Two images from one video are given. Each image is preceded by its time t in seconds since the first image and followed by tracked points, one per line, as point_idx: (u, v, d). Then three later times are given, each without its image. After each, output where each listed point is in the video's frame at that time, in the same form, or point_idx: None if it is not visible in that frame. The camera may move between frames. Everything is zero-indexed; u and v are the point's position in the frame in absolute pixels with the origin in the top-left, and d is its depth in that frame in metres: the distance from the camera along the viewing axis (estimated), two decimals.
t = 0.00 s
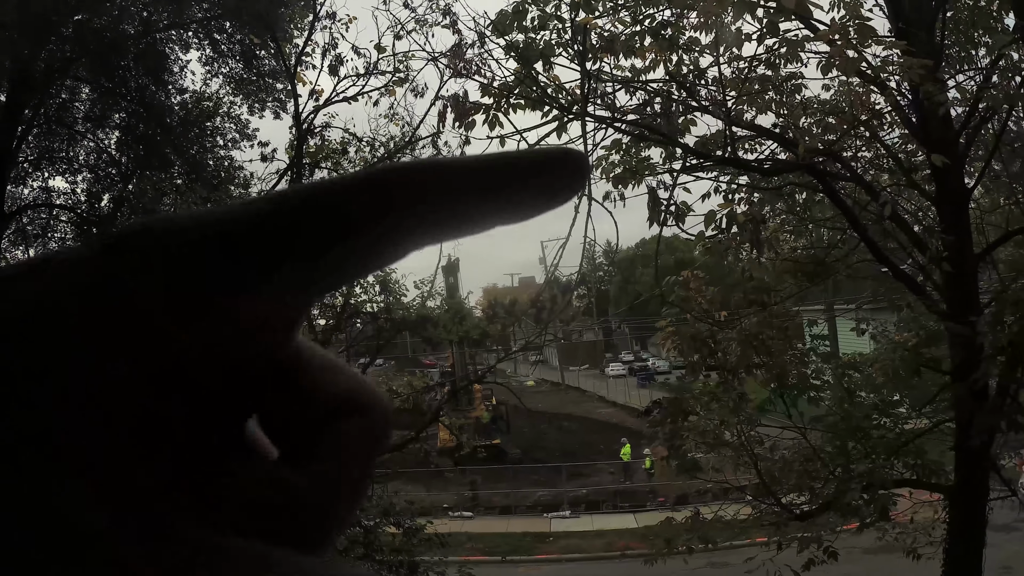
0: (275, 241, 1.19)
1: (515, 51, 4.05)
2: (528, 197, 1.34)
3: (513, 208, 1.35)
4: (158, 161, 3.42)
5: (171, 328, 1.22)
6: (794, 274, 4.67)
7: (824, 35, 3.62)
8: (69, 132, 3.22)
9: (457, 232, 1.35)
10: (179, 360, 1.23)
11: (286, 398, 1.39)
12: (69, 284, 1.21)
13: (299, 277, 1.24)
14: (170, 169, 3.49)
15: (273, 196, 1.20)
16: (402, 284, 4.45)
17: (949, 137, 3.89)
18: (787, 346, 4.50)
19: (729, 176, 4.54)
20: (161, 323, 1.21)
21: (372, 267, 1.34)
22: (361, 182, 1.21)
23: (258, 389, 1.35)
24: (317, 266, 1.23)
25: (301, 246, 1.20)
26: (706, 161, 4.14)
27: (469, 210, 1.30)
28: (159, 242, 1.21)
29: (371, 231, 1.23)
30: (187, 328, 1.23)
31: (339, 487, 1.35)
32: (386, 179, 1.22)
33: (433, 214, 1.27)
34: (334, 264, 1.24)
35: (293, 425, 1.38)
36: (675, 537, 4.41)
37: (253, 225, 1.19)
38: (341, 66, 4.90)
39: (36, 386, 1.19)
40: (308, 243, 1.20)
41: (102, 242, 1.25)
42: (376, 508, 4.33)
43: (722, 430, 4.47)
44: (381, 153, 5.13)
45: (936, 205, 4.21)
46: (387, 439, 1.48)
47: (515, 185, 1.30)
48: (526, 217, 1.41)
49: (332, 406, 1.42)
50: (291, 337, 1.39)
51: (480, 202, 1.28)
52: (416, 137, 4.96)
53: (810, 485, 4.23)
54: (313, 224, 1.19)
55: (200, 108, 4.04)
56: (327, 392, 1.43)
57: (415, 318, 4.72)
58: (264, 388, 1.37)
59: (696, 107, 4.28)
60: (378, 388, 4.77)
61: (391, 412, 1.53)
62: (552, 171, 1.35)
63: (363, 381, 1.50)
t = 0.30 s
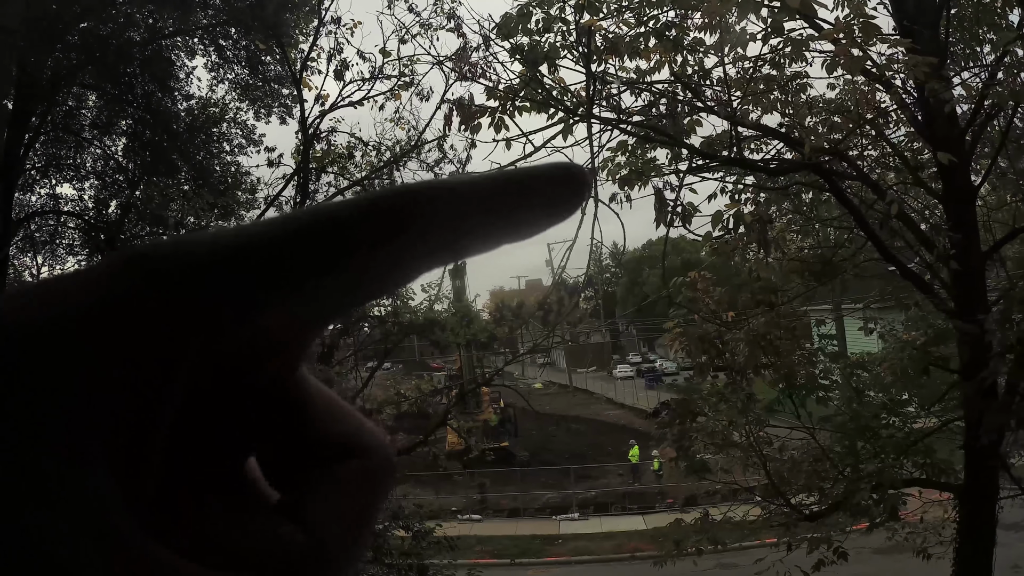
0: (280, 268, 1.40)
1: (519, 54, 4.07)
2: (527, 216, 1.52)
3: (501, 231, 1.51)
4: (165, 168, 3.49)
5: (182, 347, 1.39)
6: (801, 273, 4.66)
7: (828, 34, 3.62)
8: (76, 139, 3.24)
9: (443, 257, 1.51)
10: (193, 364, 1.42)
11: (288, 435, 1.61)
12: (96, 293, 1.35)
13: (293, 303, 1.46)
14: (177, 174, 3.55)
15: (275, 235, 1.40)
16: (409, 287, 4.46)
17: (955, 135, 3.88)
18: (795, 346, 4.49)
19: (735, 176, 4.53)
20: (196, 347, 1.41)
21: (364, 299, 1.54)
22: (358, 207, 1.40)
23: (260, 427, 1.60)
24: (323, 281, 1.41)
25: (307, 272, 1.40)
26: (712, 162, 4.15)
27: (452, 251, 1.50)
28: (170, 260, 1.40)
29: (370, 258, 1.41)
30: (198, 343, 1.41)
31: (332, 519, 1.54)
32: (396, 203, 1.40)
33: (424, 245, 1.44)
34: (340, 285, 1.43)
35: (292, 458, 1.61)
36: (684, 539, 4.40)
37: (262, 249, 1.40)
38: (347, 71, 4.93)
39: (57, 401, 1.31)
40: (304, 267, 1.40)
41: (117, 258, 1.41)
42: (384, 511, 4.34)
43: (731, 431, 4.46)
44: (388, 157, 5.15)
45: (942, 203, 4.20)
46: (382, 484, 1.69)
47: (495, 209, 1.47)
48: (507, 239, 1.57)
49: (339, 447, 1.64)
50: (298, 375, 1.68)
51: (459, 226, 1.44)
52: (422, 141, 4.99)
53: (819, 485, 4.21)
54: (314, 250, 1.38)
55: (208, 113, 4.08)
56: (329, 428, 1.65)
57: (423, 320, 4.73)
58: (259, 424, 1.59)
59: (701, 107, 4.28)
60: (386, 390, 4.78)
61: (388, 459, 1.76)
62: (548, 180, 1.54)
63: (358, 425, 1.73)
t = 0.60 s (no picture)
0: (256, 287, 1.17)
1: (524, 50, 4.06)
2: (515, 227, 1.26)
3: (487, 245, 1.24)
4: (170, 166, 3.57)
5: (175, 358, 1.20)
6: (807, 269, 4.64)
7: (834, 29, 3.60)
8: (82, 137, 3.23)
9: (449, 273, 1.28)
10: (166, 377, 1.21)
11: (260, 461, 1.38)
12: (97, 290, 1.21)
13: (257, 301, 1.18)
14: (181, 172, 3.64)
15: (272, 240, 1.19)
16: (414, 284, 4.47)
17: (962, 130, 3.86)
18: (800, 343, 4.47)
19: (741, 172, 4.52)
20: (200, 350, 1.20)
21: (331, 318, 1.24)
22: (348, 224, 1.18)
23: (191, 448, 1.32)
24: (318, 297, 1.18)
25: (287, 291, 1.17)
26: (717, 158, 4.13)
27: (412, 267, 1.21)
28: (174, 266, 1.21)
29: (390, 269, 1.18)
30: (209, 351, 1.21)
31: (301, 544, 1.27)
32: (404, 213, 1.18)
33: (438, 259, 1.21)
34: (329, 304, 1.19)
35: (260, 489, 1.35)
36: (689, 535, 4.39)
37: (254, 264, 1.16)
38: (352, 68, 4.93)
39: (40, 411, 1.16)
40: (292, 290, 1.17)
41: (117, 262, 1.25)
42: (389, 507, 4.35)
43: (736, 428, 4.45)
44: (392, 154, 5.15)
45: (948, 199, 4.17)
46: (352, 513, 1.44)
47: (504, 224, 1.23)
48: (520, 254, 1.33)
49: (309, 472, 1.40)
50: (270, 386, 1.38)
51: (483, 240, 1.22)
52: (427, 138, 4.98)
53: (825, 482, 4.20)
54: (298, 266, 1.16)
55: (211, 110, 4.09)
56: (297, 448, 1.41)
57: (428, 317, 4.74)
58: (195, 443, 1.32)
59: (707, 103, 4.27)
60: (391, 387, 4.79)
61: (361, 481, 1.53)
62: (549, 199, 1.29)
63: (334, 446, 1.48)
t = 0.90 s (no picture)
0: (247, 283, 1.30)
1: (525, 47, 4.05)
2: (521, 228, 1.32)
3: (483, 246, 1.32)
4: (172, 164, 3.56)
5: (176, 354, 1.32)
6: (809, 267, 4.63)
7: (836, 26, 3.59)
8: (83, 135, 3.29)
9: (451, 271, 1.38)
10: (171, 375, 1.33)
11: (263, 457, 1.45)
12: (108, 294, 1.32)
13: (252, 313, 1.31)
14: (184, 170, 3.61)
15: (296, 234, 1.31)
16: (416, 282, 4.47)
17: (964, 128, 3.85)
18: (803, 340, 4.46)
19: (743, 169, 4.51)
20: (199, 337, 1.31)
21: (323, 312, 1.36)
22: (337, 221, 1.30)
23: (201, 438, 1.41)
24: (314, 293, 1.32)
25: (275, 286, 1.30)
26: (719, 155, 4.12)
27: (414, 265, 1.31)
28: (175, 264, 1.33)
29: (385, 260, 1.30)
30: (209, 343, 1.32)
31: (296, 546, 1.34)
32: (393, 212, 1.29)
33: (430, 256, 1.31)
34: (326, 306, 1.34)
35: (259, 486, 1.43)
36: (690, 532, 4.39)
37: (238, 271, 1.30)
38: (353, 65, 4.92)
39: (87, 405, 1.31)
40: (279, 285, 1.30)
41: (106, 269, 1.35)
42: (390, 505, 4.35)
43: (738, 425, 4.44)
44: (394, 151, 5.14)
45: (950, 197, 4.17)
46: (350, 511, 1.49)
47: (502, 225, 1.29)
48: (522, 251, 1.40)
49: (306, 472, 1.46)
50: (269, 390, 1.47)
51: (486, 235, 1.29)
52: (428, 135, 4.98)
53: (825, 480, 4.19)
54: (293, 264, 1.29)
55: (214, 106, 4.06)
56: (294, 447, 1.47)
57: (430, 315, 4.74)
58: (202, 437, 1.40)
59: (708, 100, 4.26)
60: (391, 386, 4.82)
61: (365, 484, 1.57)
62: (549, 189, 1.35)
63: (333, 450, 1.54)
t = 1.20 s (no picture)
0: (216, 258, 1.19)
1: (526, 43, 4.04)
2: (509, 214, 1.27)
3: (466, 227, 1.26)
4: (172, 162, 3.54)
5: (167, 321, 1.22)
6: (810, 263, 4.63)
7: (838, 22, 3.58)
8: (83, 133, 3.20)
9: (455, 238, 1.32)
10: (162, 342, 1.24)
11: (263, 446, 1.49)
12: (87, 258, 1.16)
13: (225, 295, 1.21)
14: (184, 167, 3.59)
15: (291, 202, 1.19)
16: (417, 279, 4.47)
17: (965, 125, 3.84)
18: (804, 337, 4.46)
19: (744, 166, 4.51)
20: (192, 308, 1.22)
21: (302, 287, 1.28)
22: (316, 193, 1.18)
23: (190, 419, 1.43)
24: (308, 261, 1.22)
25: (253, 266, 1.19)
26: (720, 152, 4.12)
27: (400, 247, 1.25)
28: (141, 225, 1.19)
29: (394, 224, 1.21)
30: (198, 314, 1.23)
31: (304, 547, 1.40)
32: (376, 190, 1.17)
33: (436, 224, 1.23)
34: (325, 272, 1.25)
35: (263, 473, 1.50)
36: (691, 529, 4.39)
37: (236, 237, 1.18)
38: (354, 62, 4.92)
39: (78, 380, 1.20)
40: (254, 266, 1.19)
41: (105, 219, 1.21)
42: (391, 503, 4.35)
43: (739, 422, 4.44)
44: (394, 148, 5.13)
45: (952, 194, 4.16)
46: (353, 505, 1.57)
47: (492, 209, 1.22)
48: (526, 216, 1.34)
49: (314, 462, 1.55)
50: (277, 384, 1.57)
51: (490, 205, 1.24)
52: (429, 132, 4.98)
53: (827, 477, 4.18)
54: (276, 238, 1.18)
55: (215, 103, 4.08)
56: (310, 443, 1.56)
57: (431, 312, 4.73)
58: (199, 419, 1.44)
59: (709, 96, 4.25)
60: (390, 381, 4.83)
61: (370, 475, 1.68)
62: (543, 171, 1.25)
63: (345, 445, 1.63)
